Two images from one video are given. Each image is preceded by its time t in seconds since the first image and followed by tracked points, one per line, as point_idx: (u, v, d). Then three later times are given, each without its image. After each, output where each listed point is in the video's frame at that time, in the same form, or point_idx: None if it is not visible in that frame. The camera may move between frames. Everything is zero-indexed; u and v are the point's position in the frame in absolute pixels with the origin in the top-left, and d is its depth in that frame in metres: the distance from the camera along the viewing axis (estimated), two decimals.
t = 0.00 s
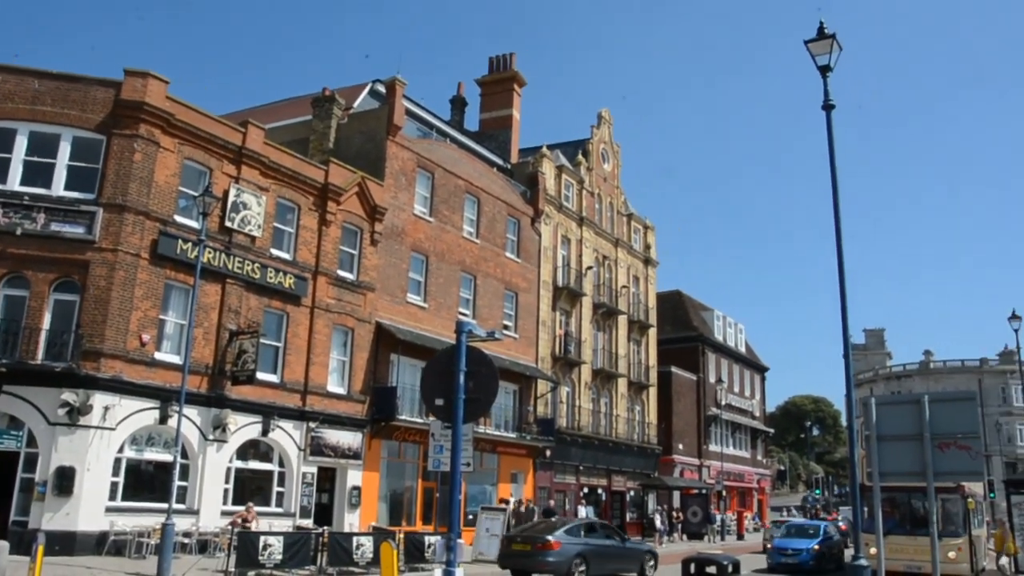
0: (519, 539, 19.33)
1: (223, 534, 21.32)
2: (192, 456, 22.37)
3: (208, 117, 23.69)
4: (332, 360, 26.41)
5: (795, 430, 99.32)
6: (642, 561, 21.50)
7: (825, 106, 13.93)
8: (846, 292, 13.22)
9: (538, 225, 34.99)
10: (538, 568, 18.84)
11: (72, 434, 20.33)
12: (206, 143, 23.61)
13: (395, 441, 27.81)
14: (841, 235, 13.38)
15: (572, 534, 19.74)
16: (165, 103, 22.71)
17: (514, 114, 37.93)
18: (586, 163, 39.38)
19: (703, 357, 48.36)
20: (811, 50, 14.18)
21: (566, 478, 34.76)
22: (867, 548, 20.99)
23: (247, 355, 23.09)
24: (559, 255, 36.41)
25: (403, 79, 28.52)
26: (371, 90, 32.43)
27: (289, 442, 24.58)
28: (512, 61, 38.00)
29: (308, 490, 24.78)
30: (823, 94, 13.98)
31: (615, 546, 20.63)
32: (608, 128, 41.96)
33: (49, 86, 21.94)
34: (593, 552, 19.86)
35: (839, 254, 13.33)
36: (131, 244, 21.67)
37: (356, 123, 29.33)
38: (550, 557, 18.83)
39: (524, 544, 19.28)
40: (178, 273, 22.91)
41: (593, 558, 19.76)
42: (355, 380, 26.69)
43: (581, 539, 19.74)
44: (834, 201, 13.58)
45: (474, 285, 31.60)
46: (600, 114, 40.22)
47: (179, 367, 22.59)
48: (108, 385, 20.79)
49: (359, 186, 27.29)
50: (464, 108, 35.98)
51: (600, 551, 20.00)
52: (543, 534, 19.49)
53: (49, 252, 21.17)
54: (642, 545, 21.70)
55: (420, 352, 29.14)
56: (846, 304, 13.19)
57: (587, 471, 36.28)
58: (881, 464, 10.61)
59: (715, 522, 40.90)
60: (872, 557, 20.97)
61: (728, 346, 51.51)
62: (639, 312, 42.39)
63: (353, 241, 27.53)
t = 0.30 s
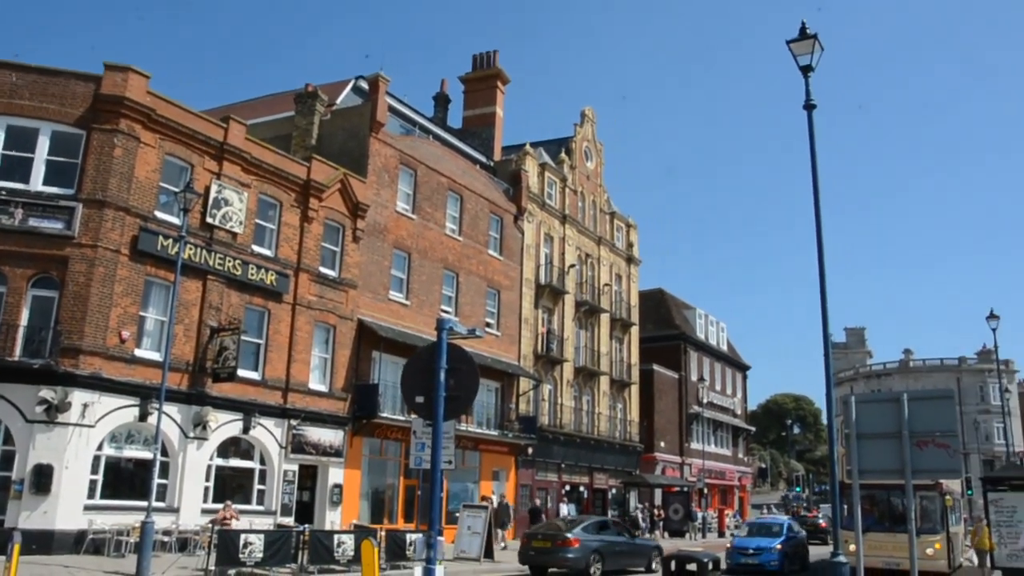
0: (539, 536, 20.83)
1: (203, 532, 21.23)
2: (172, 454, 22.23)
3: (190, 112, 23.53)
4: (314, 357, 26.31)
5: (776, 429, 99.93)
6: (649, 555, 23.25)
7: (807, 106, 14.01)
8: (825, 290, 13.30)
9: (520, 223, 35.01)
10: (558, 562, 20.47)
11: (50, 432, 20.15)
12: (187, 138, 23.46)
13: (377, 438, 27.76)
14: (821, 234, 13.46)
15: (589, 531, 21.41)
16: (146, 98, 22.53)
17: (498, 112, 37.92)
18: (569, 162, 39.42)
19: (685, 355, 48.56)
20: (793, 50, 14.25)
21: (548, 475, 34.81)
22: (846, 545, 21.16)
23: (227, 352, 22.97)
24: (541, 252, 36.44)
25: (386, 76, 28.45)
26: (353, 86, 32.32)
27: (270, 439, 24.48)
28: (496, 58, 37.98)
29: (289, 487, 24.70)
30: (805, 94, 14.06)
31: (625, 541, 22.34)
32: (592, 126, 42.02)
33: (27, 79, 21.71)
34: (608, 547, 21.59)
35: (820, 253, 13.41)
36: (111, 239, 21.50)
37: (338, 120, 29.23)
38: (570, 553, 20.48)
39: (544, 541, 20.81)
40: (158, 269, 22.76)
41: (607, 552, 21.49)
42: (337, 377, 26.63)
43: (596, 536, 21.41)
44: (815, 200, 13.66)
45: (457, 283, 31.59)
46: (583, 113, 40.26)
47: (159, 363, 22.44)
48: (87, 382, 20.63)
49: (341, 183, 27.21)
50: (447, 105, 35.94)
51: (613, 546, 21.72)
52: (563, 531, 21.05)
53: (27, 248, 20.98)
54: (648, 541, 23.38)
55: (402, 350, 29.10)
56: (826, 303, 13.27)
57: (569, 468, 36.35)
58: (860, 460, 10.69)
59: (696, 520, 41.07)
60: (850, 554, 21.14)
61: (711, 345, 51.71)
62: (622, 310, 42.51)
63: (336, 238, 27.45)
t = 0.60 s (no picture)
0: (553, 534, 22.47)
1: (183, 531, 21.10)
2: (151, 452, 22.05)
3: (171, 108, 23.34)
4: (295, 355, 26.19)
5: (757, 428, 100.57)
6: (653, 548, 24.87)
7: (788, 106, 14.08)
8: (806, 290, 13.38)
9: (503, 221, 35.00)
10: (571, 558, 22.10)
11: (27, 429, 19.90)
12: (168, 134, 23.27)
13: (358, 436, 27.71)
14: (802, 234, 13.54)
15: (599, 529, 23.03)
16: (127, 93, 22.33)
17: (481, 110, 37.89)
18: (552, 160, 39.45)
19: (666, 354, 48.74)
20: (775, 51, 14.31)
21: (530, 474, 34.85)
22: (826, 544, 21.33)
23: (208, 349, 22.81)
24: (524, 251, 36.44)
25: (369, 73, 28.35)
26: (336, 83, 32.19)
27: (251, 437, 24.34)
28: (479, 56, 37.95)
29: (270, 486, 24.58)
30: (787, 94, 14.13)
31: (631, 538, 23.91)
32: (574, 125, 42.06)
33: (5, 73, 21.45)
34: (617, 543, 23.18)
35: (801, 253, 13.49)
36: (90, 235, 21.29)
37: (320, 117, 29.10)
38: (582, 550, 22.11)
39: (558, 538, 22.46)
40: (138, 266, 22.56)
41: (617, 548, 23.07)
42: (318, 375, 26.52)
43: (606, 533, 23.03)
44: (796, 200, 13.74)
45: (439, 281, 31.54)
46: (566, 112, 40.30)
47: (138, 361, 22.25)
48: (65, 380, 20.43)
49: (324, 180, 27.08)
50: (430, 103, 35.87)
51: (621, 542, 23.31)
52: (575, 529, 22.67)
53: (4, 243, 20.73)
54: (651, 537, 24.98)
55: (383, 348, 29.03)
56: (806, 302, 13.35)
57: (550, 467, 36.41)
58: (839, 459, 10.78)
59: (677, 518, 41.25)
60: (829, 552, 21.33)
61: (692, 344, 51.93)
62: (604, 308, 42.62)
63: (317, 236, 27.34)
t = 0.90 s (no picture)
0: (564, 530, 23.39)
1: (164, 528, 20.99)
2: (132, 448, 21.89)
3: (153, 102, 23.16)
4: (278, 351, 26.09)
5: (740, 425, 101.21)
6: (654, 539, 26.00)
7: (771, 105, 14.16)
8: (788, 288, 13.47)
9: (487, 218, 35.00)
10: (580, 553, 23.09)
11: (6, 426, 19.69)
12: (150, 128, 23.08)
13: (341, 433, 27.64)
14: (784, 232, 13.63)
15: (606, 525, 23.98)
16: (108, 87, 22.13)
17: (465, 106, 37.85)
18: (536, 157, 39.46)
19: (649, 352, 48.92)
20: (758, 49, 14.40)
21: (513, 471, 34.89)
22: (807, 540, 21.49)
23: (190, 345, 22.68)
24: (508, 247, 36.45)
25: (352, 69, 28.25)
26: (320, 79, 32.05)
27: (233, 434, 24.21)
28: (463, 52, 37.90)
29: (252, 482, 24.47)
30: (770, 93, 14.21)
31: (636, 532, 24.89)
32: (559, 122, 42.09)
33: None
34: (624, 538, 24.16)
35: (783, 251, 13.58)
36: (70, 231, 21.09)
37: (304, 113, 28.97)
38: (591, 545, 23.11)
39: (568, 534, 23.41)
40: (119, 262, 22.38)
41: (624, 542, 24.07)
42: (301, 372, 26.43)
43: (613, 529, 24.01)
44: (778, 198, 13.83)
45: (423, 277, 31.48)
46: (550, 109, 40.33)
47: (119, 357, 22.08)
48: (45, 376, 20.25)
49: (307, 176, 26.97)
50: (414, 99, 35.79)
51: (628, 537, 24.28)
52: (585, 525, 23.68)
53: None
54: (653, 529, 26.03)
55: (366, 345, 28.98)
56: (788, 300, 13.43)
57: (534, 463, 36.47)
58: (821, 456, 10.86)
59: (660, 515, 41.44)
60: (810, 548, 21.51)
61: (675, 341, 52.14)
62: (587, 306, 42.73)
63: (300, 232, 27.23)
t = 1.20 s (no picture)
0: (570, 526, 23.68)
1: (145, 525, 20.87)
2: (113, 445, 21.72)
3: (135, 96, 22.97)
4: (261, 348, 25.96)
5: (723, 422, 101.74)
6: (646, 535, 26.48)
7: (755, 103, 14.20)
8: (771, 287, 13.52)
9: (471, 215, 34.96)
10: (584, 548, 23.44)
11: None
12: (132, 122, 22.90)
13: (324, 430, 27.56)
14: (767, 230, 13.69)
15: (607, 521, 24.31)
16: (90, 81, 21.93)
17: (450, 103, 37.76)
18: (522, 154, 39.43)
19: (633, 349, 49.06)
20: (743, 48, 14.43)
21: (497, 468, 34.90)
22: (790, 537, 21.61)
23: (172, 341, 22.53)
24: (492, 244, 36.43)
25: (337, 64, 28.11)
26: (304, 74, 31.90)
27: (216, 430, 24.08)
28: (449, 49, 37.80)
29: (235, 479, 24.35)
30: (754, 91, 14.24)
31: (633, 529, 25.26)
32: (544, 120, 42.09)
33: None
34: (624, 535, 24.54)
35: (766, 249, 13.64)
36: (51, 225, 20.89)
37: (288, 108, 28.82)
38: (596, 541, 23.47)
39: (573, 530, 23.71)
40: (101, 257, 22.19)
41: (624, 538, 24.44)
42: (284, 369, 26.32)
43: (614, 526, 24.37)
44: (761, 196, 13.87)
45: (407, 274, 31.41)
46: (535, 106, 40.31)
47: (101, 353, 21.90)
48: (25, 371, 20.06)
49: (291, 172, 26.84)
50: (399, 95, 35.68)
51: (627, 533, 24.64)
52: (587, 521, 23.99)
53: None
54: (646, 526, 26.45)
55: (350, 341, 28.90)
56: (772, 298, 13.49)
57: (518, 460, 36.49)
58: (804, 453, 10.92)
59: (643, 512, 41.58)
60: (792, 545, 21.67)
61: (659, 339, 52.32)
62: (572, 303, 42.78)
63: (284, 228, 27.12)
